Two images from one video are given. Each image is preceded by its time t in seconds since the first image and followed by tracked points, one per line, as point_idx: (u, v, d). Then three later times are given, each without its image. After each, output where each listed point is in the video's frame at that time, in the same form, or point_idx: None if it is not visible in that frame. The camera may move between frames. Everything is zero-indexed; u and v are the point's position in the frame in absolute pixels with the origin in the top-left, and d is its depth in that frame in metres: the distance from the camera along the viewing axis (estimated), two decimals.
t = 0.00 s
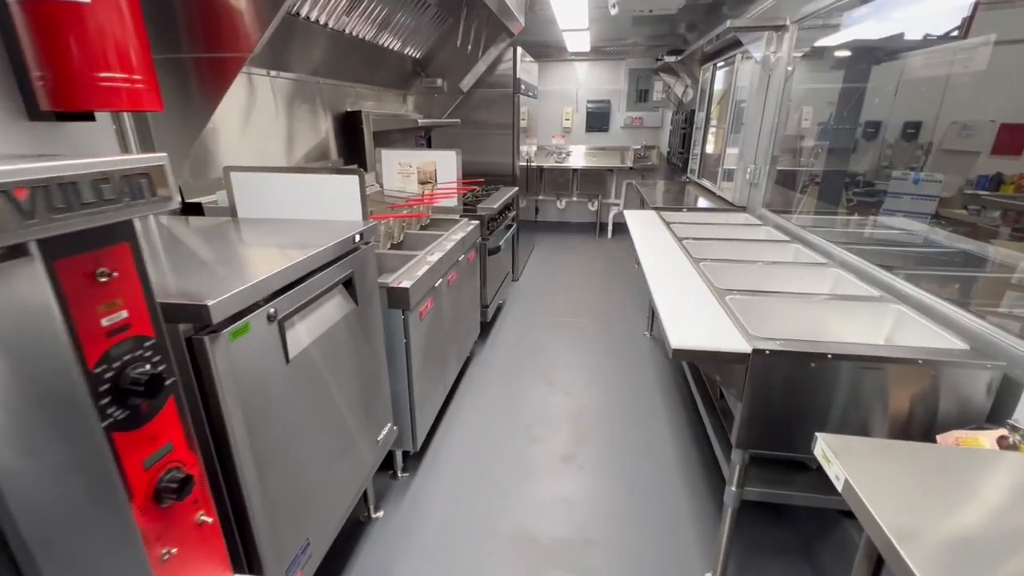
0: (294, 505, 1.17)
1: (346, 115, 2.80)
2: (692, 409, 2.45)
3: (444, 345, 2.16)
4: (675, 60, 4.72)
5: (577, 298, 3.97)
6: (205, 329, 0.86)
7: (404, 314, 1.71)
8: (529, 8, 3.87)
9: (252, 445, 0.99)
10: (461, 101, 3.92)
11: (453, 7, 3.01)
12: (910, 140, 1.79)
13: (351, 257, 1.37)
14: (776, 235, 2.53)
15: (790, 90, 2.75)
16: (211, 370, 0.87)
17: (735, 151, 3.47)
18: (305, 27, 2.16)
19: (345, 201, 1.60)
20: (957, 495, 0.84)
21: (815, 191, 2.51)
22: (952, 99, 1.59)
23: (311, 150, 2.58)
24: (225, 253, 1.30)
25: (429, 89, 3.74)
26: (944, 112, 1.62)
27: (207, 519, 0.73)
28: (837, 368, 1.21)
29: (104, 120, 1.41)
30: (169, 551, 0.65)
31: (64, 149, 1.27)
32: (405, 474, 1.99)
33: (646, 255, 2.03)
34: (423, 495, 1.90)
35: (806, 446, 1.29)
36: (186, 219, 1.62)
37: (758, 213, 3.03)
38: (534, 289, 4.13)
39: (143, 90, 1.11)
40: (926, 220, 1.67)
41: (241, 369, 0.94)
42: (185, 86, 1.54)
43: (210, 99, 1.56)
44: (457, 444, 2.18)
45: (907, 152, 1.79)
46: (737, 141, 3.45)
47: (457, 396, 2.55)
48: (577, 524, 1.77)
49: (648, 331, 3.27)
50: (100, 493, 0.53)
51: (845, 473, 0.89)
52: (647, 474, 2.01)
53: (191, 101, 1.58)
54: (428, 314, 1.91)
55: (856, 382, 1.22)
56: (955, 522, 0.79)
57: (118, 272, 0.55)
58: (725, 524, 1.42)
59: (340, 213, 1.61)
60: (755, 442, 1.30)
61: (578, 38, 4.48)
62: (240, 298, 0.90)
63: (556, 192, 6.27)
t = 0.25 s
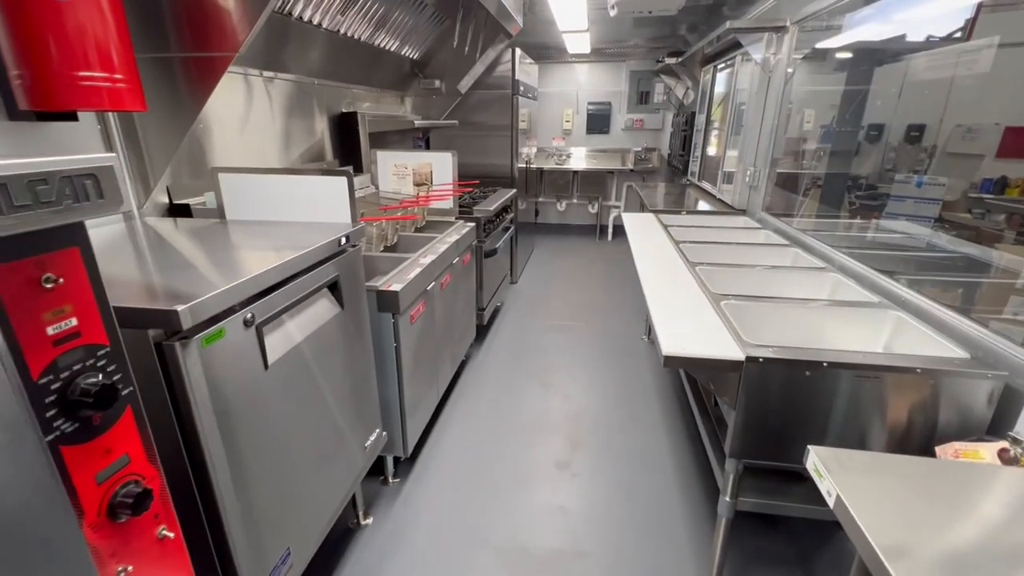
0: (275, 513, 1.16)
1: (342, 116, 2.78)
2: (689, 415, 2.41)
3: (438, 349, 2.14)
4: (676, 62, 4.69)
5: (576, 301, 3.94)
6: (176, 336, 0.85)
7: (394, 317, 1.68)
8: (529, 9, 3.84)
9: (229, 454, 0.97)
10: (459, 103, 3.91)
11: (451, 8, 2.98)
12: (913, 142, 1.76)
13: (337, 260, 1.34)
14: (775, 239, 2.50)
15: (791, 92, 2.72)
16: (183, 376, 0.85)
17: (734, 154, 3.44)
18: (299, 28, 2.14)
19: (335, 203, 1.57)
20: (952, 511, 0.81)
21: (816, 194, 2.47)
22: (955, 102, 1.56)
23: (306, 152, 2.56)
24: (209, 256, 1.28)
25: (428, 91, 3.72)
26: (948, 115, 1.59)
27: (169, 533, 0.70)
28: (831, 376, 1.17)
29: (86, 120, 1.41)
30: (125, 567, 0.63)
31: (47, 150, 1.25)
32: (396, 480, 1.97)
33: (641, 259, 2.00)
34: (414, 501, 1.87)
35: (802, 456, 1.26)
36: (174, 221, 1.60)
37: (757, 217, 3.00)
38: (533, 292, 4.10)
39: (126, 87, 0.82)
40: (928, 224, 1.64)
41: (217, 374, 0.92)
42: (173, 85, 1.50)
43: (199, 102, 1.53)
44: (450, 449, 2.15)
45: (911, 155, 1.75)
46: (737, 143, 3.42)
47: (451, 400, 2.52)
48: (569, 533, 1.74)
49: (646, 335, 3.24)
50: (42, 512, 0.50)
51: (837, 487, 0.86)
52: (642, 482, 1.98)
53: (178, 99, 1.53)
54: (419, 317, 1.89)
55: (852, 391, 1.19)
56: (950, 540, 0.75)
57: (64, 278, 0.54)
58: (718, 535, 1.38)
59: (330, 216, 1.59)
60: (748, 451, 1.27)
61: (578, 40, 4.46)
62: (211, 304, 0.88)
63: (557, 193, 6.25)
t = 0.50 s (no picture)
0: (269, 516, 1.15)
1: (340, 117, 2.77)
2: (688, 419, 2.40)
3: (434, 351, 2.12)
4: (675, 63, 4.68)
5: (575, 303, 3.93)
6: (164, 338, 0.84)
7: (390, 319, 1.67)
8: (528, 10, 3.83)
9: (220, 457, 0.96)
10: (457, 104, 3.90)
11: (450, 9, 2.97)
12: (913, 144, 1.75)
13: (332, 261, 1.33)
14: (774, 240, 2.49)
15: (790, 93, 2.71)
16: (172, 379, 0.84)
17: (734, 155, 3.43)
18: (296, 29, 2.14)
19: (330, 203, 1.56)
20: (949, 517, 0.80)
21: (816, 196, 2.46)
22: (954, 104, 1.55)
23: (304, 153, 2.55)
24: (202, 257, 1.27)
25: (426, 92, 3.72)
26: (948, 117, 1.58)
27: (154, 539, 0.69)
28: (830, 379, 1.16)
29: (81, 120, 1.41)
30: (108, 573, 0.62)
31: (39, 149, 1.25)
32: (392, 483, 1.95)
33: (640, 261, 1.99)
34: (410, 504, 1.86)
35: (800, 459, 1.25)
36: (169, 222, 1.59)
37: (756, 219, 2.99)
38: (531, 294, 4.09)
39: (122, 89, 0.79)
40: (928, 226, 1.63)
41: (206, 376, 0.92)
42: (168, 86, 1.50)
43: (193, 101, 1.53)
44: (448, 451, 2.14)
45: (910, 156, 1.74)
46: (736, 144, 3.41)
47: (449, 401, 2.51)
48: (565, 536, 1.72)
49: (645, 337, 3.22)
50: (15, 519, 0.49)
51: (832, 493, 0.85)
52: (640, 485, 1.97)
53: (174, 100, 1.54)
54: (415, 319, 1.88)
55: (850, 394, 1.18)
56: (947, 545, 0.74)
57: (45, 281, 0.53)
58: (715, 539, 1.37)
59: (325, 217, 1.58)
60: (746, 455, 1.26)
61: (577, 41, 4.45)
62: (200, 306, 0.87)
63: (556, 195, 6.24)
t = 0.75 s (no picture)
0: (266, 520, 1.14)
1: (338, 118, 2.76)
2: (686, 420, 2.39)
3: (432, 352, 2.11)
4: (674, 64, 4.67)
5: (573, 303, 3.93)
6: (157, 341, 0.83)
7: (388, 320, 1.66)
8: (526, 11, 3.82)
9: (215, 461, 0.95)
10: (456, 105, 3.89)
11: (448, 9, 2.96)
12: (910, 145, 1.75)
13: (328, 262, 1.32)
14: (773, 241, 2.48)
15: (788, 94, 2.71)
16: (165, 382, 0.83)
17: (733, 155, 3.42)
18: (293, 29, 2.12)
19: (327, 204, 1.55)
20: (950, 520, 0.79)
21: (814, 197, 2.46)
22: (952, 104, 1.55)
23: (301, 153, 2.54)
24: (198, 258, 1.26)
25: (424, 92, 3.71)
26: (944, 118, 1.58)
27: (146, 545, 0.68)
28: (830, 381, 1.16)
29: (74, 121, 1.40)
30: None
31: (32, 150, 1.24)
32: (390, 485, 1.94)
33: (639, 262, 1.98)
34: (408, 506, 1.85)
35: (799, 461, 1.24)
36: (165, 223, 1.57)
37: (756, 219, 2.98)
38: (530, 295, 4.08)
39: (115, 88, 0.78)
40: (927, 226, 1.62)
41: (201, 379, 0.91)
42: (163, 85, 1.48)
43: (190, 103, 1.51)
44: (446, 453, 2.13)
45: (908, 157, 1.74)
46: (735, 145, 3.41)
47: (447, 403, 2.50)
48: (564, 539, 1.71)
49: (644, 338, 3.22)
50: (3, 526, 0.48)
51: (833, 497, 0.84)
52: (639, 487, 1.96)
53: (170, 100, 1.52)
54: (413, 320, 1.87)
55: (850, 395, 1.17)
56: (950, 549, 0.74)
57: (33, 283, 0.52)
58: (715, 541, 1.36)
59: (322, 218, 1.57)
60: (746, 457, 1.25)
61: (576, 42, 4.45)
62: (194, 308, 0.86)
63: (555, 195, 6.24)
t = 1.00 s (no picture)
0: (265, 527, 1.12)
1: (336, 118, 2.74)
2: (687, 422, 2.38)
3: (431, 354, 2.10)
4: (672, 64, 4.66)
5: (572, 304, 3.91)
6: (152, 348, 0.81)
7: (386, 323, 1.64)
8: (525, 11, 3.80)
9: (211, 470, 0.93)
10: (454, 105, 3.87)
11: (446, 9, 2.94)
12: (908, 145, 1.74)
13: (326, 265, 1.30)
14: (773, 242, 2.47)
15: (787, 94, 2.70)
16: (161, 388, 0.81)
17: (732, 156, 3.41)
18: (290, 29, 2.10)
19: (325, 205, 1.53)
20: (959, 525, 0.78)
21: (813, 197, 2.45)
22: (952, 105, 1.54)
23: (299, 154, 2.52)
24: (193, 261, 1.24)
25: (423, 93, 3.69)
26: (942, 118, 1.57)
27: (141, 559, 0.66)
28: (834, 385, 1.15)
29: (68, 121, 1.38)
30: None
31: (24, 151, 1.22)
32: (389, 488, 1.93)
33: (639, 264, 1.97)
34: (407, 510, 1.83)
35: (803, 465, 1.23)
36: (161, 225, 1.55)
37: (755, 220, 2.97)
38: (528, 295, 4.07)
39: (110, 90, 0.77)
40: (925, 226, 1.62)
41: (198, 385, 0.89)
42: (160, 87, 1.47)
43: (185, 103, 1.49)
44: (445, 456, 2.12)
45: (905, 158, 1.74)
46: (734, 145, 3.40)
47: (446, 405, 2.48)
48: (564, 543, 1.70)
49: (643, 339, 3.21)
50: None
51: (843, 505, 0.82)
52: (639, 490, 1.94)
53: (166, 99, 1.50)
54: (412, 322, 1.85)
55: (854, 399, 1.16)
56: (963, 557, 0.72)
57: (20, 291, 0.50)
58: (717, 546, 1.35)
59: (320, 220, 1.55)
60: (749, 461, 1.24)
61: (574, 42, 4.43)
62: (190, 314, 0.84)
63: (553, 196, 6.22)
